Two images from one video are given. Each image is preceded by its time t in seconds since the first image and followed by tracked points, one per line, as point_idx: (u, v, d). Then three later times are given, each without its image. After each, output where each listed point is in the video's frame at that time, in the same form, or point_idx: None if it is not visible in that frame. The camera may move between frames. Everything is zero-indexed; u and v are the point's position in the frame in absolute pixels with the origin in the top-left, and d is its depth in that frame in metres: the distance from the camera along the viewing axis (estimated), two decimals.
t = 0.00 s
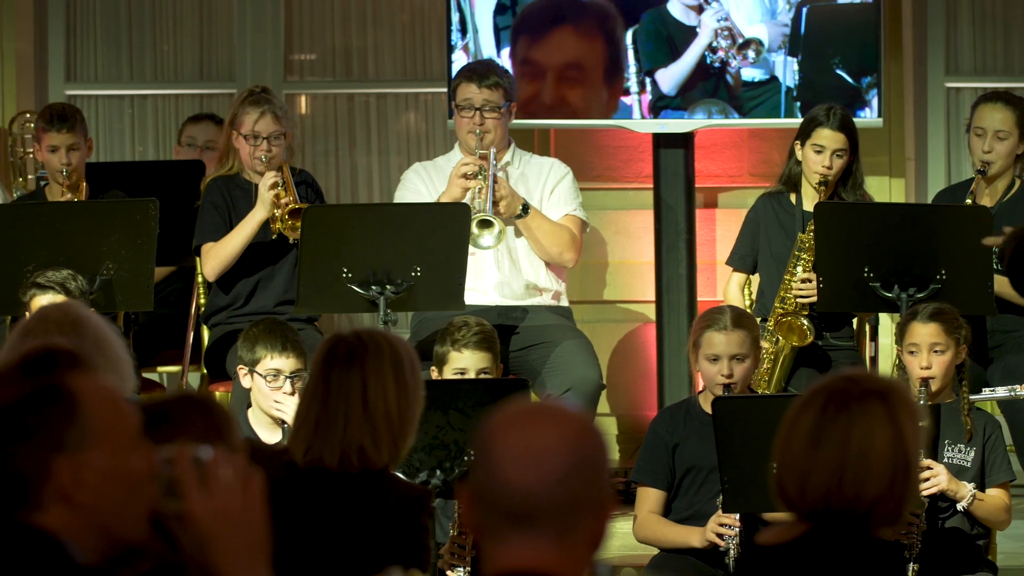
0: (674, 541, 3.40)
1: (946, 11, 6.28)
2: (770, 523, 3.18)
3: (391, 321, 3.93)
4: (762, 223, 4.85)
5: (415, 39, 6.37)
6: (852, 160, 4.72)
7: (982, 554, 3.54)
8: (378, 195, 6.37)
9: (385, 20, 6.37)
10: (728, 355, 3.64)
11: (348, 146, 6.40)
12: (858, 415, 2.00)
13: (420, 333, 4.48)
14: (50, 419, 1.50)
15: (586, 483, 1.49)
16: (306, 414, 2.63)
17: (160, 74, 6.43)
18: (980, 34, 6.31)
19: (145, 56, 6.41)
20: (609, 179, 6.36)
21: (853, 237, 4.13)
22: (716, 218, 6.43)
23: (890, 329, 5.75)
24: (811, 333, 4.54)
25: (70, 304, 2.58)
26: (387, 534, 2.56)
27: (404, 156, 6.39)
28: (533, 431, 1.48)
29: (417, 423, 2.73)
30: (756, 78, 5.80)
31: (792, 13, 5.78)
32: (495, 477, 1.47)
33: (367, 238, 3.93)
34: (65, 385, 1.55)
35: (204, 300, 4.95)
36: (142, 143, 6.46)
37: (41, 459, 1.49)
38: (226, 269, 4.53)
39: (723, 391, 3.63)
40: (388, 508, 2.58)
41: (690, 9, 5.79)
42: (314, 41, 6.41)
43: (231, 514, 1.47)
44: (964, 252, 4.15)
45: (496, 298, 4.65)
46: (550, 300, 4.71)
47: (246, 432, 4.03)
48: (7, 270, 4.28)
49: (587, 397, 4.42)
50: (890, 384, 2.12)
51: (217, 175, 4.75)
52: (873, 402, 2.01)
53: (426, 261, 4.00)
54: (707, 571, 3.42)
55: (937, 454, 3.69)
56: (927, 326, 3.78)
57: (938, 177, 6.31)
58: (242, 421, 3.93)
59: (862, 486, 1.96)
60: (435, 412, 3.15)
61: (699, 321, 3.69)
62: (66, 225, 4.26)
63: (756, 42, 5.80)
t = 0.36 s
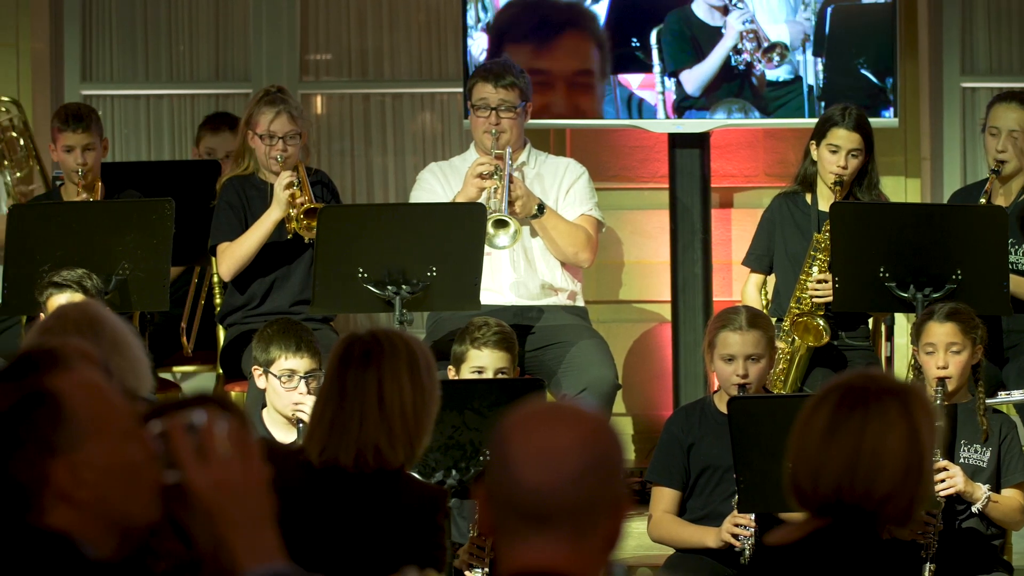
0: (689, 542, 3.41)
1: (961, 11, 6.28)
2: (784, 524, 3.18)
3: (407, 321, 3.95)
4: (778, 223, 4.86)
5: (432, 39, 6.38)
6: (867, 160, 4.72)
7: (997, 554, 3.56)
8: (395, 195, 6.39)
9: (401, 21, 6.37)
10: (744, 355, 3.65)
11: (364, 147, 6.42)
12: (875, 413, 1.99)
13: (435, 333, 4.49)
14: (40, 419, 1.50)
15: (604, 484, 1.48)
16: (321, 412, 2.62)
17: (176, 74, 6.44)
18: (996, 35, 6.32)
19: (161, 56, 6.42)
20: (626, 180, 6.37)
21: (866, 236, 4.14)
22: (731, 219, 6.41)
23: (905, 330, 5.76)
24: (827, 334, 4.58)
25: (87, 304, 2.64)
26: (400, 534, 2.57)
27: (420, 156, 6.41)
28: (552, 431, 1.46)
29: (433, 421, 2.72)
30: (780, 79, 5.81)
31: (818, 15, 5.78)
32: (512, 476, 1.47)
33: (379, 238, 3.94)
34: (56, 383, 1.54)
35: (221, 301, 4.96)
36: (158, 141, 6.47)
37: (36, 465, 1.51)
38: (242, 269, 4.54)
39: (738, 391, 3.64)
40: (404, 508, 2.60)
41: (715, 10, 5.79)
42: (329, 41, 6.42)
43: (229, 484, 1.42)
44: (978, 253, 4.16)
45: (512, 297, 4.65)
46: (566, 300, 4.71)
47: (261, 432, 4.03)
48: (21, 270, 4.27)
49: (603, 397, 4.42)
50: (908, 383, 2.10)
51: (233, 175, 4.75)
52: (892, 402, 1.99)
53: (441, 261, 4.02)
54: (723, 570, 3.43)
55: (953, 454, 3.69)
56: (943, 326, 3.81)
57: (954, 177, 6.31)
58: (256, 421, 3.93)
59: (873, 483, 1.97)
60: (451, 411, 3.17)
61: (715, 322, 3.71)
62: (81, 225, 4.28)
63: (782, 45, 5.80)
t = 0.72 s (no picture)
0: (699, 541, 3.41)
1: (972, 11, 6.29)
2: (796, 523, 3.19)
3: (419, 321, 3.97)
4: (789, 224, 4.87)
5: (443, 39, 6.41)
6: (878, 160, 4.72)
7: (1008, 554, 3.58)
8: (406, 195, 6.39)
9: (413, 21, 6.39)
10: (755, 355, 3.65)
11: (375, 145, 6.42)
12: (890, 415, 1.99)
13: (447, 333, 4.50)
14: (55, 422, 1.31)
15: (616, 485, 1.49)
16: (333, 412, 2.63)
17: (187, 74, 6.44)
18: (1007, 34, 6.33)
19: (172, 56, 6.42)
20: (638, 179, 6.43)
21: (879, 237, 4.14)
22: (743, 218, 6.44)
23: (917, 330, 5.76)
24: (838, 334, 4.56)
25: (99, 304, 2.65)
26: (411, 534, 2.55)
27: (432, 156, 6.41)
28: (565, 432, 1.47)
29: (445, 421, 2.72)
30: (801, 77, 5.83)
31: (839, 13, 5.83)
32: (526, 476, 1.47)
33: (389, 238, 3.96)
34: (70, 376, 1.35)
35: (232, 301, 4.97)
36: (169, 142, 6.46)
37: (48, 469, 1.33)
38: (253, 269, 4.54)
39: (749, 391, 3.65)
40: (415, 506, 2.58)
41: (736, 9, 5.81)
42: (341, 41, 6.44)
43: (244, 481, 1.38)
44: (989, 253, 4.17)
45: (523, 297, 4.66)
46: (577, 300, 4.72)
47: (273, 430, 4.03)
48: (33, 270, 4.27)
49: (614, 397, 4.41)
50: (925, 384, 2.11)
51: (244, 175, 4.75)
52: (908, 403, 2.00)
53: (453, 262, 4.03)
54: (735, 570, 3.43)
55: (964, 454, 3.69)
56: (954, 326, 3.82)
57: (965, 176, 6.31)
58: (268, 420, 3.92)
59: (886, 484, 1.96)
60: (462, 411, 3.19)
61: (726, 321, 3.71)
62: (93, 225, 4.28)
63: (803, 43, 5.83)
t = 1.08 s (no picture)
0: (711, 539, 3.40)
1: (984, 11, 6.29)
2: (809, 523, 3.19)
3: (431, 321, 3.98)
4: (801, 222, 4.89)
5: (456, 39, 6.41)
6: (891, 160, 4.73)
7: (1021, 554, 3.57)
8: (418, 195, 6.40)
9: (425, 21, 6.40)
10: (769, 354, 3.66)
11: (388, 145, 6.43)
12: (904, 415, 1.99)
13: (459, 333, 4.51)
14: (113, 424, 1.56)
15: (627, 483, 1.50)
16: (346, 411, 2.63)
17: (199, 74, 6.45)
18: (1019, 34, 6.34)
19: (185, 57, 6.43)
20: (650, 179, 6.40)
21: (890, 237, 4.14)
22: (755, 218, 6.45)
23: (928, 329, 5.76)
24: (850, 334, 4.56)
25: (112, 304, 2.66)
26: (424, 534, 2.54)
27: (444, 156, 6.41)
28: (579, 431, 1.49)
29: (456, 421, 2.71)
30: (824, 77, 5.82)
31: (860, 13, 5.83)
32: (538, 474, 1.49)
33: (399, 237, 3.97)
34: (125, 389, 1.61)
35: (245, 302, 4.98)
36: (181, 142, 6.47)
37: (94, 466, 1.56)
38: (265, 268, 4.54)
39: (762, 390, 3.65)
40: (428, 505, 2.58)
41: (757, 9, 5.83)
42: (353, 41, 6.45)
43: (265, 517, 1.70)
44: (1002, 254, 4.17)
45: (535, 297, 4.67)
46: (589, 300, 4.72)
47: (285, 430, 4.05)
48: (45, 270, 4.27)
49: (626, 397, 4.41)
50: (935, 385, 2.11)
51: (256, 175, 4.75)
52: (921, 403, 2.00)
53: (465, 261, 4.03)
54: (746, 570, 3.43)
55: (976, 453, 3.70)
56: (965, 325, 3.87)
57: (978, 175, 6.31)
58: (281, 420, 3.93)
59: (899, 484, 1.96)
60: (475, 411, 3.20)
61: (740, 320, 3.71)
62: (105, 224, 4.28)
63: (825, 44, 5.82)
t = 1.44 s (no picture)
0: (721, 538, 3.41)
1: (993, 12, 6.30)
2: (819, 522, 3.19)
3: (440, 321, 3.99)
4: (810, 223, 4.90)
5: (465, 39, 6.43)
6: (900, 161, 4.73)
7: None
8: (428, 196, 6.38)
9: (435, 21, 6.42)
10: (777, 352, 3.68)
11: (397, 144, 6.42)
12: (913, 414, 1.99)
13: (469, 333, 4.53)
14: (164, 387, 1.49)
15: (640, 485, 1.39)
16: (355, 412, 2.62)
17: (209, 73, 6.48)
18: None
19: (194, 56, 6.46)
20: (660, 179, 6.44)
21: (899, 237, 4.14)
22: (765, 218, 6.44)
23: (938, 329, 5.76)
24: (858, 333, 4.56)
25: (120, 304, 2.67)
26: (432, 534, 2.54)
27: (454, 156, 6.41)
28: (587, 427, 1.38)
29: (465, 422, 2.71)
30: (843, 76, 5.83)
31: (880, 13, 5.84)
32: (545, 472, 1.38)
33: (407, 237, 3.97)
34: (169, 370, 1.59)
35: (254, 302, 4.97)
36: (191, 139, 6.47)
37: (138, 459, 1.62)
38: (275, 268, 4.54)
39: (770, 389, 3.67)
40: (436, 507, 2.56)
41: (777, 9, 5.83)
42: (363, 41, 6.47)
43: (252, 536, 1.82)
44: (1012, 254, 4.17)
45: (545, 297, 4.67)
46: (599, 300, 4.72)
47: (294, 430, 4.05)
48: (54, 269, 4.27)
49: (637, 396, 4.44)
50: (945, 385, 2.11)
51: (265, 175, 4.75)
52: (930, 403, 2.00)
53: (475, 261, 4.03)
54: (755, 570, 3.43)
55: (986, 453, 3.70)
56: (975, 325, 3.87)
57: (987, 176, 6.31)
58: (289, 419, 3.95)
59: (908, 484, 1.96)
60: (485, 411, 3.21)
61: (749, 319, 3.76)
62: (115, 224, 4.29)
63: (845, 44, 5.82)
